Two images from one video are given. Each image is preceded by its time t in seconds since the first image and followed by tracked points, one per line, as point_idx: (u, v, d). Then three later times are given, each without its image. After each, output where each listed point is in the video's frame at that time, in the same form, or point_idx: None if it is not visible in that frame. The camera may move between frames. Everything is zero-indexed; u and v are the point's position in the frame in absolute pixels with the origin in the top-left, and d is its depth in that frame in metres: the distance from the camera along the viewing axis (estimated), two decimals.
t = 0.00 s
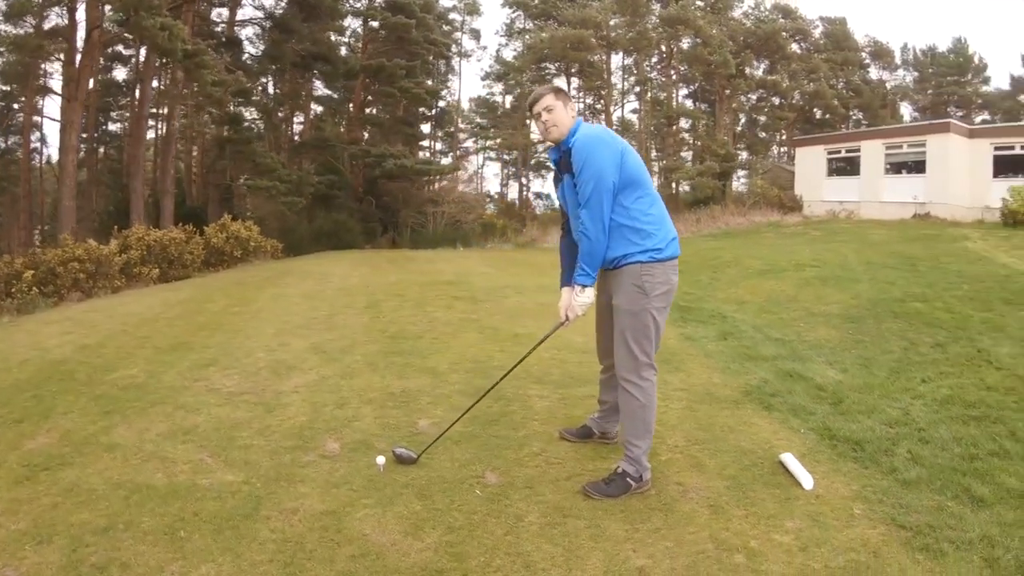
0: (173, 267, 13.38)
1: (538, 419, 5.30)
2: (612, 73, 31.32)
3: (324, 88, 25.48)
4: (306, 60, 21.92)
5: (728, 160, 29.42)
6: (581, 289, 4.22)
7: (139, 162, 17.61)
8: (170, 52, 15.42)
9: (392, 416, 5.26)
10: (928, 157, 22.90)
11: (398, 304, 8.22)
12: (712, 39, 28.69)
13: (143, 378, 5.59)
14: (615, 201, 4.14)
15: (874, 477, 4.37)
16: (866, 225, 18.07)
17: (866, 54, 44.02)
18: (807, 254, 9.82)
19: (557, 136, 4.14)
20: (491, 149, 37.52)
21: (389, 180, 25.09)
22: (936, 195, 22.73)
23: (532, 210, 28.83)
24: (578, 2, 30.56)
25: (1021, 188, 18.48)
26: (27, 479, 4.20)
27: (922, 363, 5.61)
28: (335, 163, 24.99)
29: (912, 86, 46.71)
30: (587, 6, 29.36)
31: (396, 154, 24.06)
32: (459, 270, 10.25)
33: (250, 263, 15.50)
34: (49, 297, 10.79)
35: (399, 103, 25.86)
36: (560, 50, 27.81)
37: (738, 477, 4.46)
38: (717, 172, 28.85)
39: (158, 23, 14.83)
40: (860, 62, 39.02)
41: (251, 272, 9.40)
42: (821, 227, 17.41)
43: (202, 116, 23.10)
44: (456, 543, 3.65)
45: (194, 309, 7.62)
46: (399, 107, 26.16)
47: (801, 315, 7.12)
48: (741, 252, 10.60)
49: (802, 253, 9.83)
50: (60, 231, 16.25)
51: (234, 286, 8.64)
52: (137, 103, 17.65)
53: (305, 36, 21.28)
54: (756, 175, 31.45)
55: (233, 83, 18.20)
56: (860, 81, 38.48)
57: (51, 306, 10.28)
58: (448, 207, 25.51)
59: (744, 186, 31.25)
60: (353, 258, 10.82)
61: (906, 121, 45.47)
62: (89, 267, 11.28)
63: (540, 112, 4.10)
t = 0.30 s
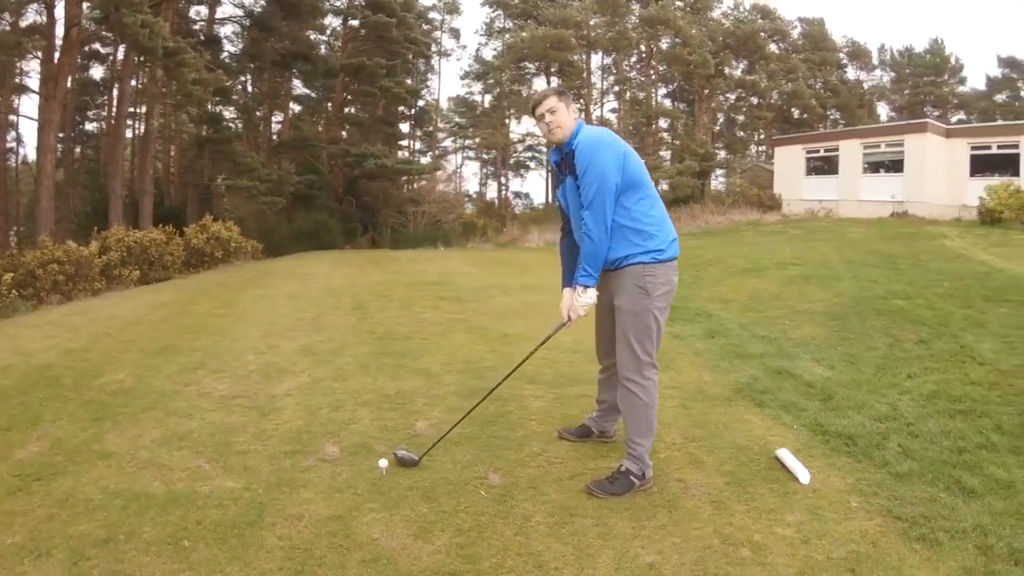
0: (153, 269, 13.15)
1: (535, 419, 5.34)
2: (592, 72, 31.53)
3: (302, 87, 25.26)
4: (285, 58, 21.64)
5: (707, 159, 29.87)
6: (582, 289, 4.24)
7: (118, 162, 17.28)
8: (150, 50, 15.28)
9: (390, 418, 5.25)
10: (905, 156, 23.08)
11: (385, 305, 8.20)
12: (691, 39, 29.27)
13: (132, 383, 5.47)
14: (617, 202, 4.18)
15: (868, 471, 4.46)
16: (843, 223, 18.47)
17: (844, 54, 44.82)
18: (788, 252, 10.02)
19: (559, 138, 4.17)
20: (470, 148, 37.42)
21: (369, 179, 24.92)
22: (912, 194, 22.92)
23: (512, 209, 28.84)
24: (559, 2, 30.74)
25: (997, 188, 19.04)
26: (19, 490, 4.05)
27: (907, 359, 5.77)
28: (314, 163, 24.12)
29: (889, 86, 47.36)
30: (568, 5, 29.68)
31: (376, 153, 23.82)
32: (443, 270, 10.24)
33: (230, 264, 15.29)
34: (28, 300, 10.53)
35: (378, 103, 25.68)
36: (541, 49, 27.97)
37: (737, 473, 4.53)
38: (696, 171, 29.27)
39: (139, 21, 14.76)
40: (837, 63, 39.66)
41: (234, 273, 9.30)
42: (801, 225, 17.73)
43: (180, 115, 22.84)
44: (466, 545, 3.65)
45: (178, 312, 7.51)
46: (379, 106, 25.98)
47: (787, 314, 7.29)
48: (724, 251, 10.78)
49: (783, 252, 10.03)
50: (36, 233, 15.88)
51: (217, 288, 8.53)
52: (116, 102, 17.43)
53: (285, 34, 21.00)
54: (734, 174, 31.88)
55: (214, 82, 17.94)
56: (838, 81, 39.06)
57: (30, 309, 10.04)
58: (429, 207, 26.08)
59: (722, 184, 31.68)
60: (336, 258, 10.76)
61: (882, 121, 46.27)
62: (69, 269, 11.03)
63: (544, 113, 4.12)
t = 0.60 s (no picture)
0: (135, 271, 12.98)
1: (529, 420, 5.37)
2: (574, 72, 31.71)
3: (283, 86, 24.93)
4: (267, 58, 21.40)
5: (688, 159, 30.15)
6: (579, 290, 4.27)
7: (99, 163, 16.98)
8: (132, 49, 15.19)
9: (385, 421, 5.25)
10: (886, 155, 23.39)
11: (372, 306, 8.19)
12: (673, 39, 28.99)
13: (120, 388, 5.39)
14: (615, 204, 4.23)
15: (859, 466, 4.51)
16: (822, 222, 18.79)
17: (823, 54, 45.48)
18: (770, 251, 10.21)
19: (557, 141, 4.22)
20: (451, 148, 37.37)
21: (351, 179, 24.49)
22: (894, 193, 23.08)
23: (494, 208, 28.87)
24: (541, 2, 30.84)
25: (975, 185, 19.44)
26: (12, 501, 3.98)
27: (892, 356, 5.90)
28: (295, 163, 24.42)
29: (868, 86, 47.52)
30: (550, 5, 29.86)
31: (358, 154, 23.66)
32: (428, 271, 10.25)
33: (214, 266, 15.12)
34: (9, 304, 10.34)
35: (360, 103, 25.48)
36: (523, 50, 27.99)
37: (732, 470, 4.58)
38: (678, 169, 29.55)
39: (121, 19, 14.75)
40: (817, 63, 40.17)
41: (218, 276, 9.23)
42: (782, 224, 17.99)
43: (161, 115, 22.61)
44: (470, 547, 3.65)
45: (163, 314, 7.43)
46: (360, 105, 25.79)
47: (772, 312, 7.44)
48: (707, 250, 10.95)
49: (766, 251, 10.20)
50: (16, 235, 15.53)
51: (202, 290, 8.45)
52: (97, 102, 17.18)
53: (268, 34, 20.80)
54: (715, 174, 32.21)
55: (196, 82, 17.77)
56: (818, 82, 39.60)
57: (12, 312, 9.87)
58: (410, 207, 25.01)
59: (703, 183, 31.99)
60: (321, 258, 10.72)
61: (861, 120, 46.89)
62: (50, 272, 10.84)
63: (541, 116, 4.17)
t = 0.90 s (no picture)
0: (111, 273, 12.73)
1: (522, 420, 5.40)
2: (552, 73, 31.77)
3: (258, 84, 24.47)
4: (243, 56, 21.07)
5: (665, 158, 30.44)
6: (575, 291, 4.29)
7: (74, 163, 16.58)
8: (108, 47, 14.90)
9: (377, 423, 5.24)
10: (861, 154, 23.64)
11: (355, 307, 8.14)
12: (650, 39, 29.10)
13: (105, 394, 5.29)
14: (610, 205, 4.27)
15: (848, 460, 4.58)
16: (797, 220, 19.15)
17: (799, 54, 46.10)
18: (749, 250, 10.41)
19: (552, 142, 4.27)
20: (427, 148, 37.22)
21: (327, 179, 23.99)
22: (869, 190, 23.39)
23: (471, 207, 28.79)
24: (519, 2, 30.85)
25: (950, 184, 19.87)
26: (1, 513, 3.88)
27: (873, 352, 6.05)
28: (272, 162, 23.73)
29: (842, 87, 47.83)
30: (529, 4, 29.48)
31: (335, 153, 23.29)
32: (409, 270, 10.25)
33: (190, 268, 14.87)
34: None
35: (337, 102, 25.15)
36: (501, 49, 27.85)
37: (725, 466, 4.65)
38: (655, 169, 29.84)
39: (98, 16, 14.51)
40: (793, 63, 40.69)
41: (197, 277, 9.11)
42: (758, 223, 18.31)
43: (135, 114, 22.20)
44: (474, 549, 3.66)
45: (142, 318, 7.30)
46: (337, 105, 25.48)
47: (754, 310, 7.60)
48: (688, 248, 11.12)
49: (745, 250, 10.40)
50: None
51: (181, 292, 8.33)
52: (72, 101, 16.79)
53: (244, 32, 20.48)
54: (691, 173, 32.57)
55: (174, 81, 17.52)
56: (793, 81, 40.10)
57: None
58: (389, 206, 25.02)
59: (679, 183, 32.33)
60: (301, 259, 10.64)
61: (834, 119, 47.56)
62: (26, 275, 10.55)
63: (537, 117, 4.24)
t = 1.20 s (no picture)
0: (91, 275, 12.63)
1: (515, 420, 5.42)
2: (535, 73, 31.83)
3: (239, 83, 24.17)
4: (224, 55, 20.85)
5: (646, 157, 30.67)
6: (570, 292, 4.32)
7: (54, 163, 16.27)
8: (89, 45, 14.69)
9: (370, 425, 5.23)
10: (842, 154, 24.10)
11: (341, 308, 8.11)
12: (632, 40, 29.38)
13: (92, 399, 5.21)
14: (606, 205, 4.29)
15: (838, 455, 4.65)
16: (778, 219, 19.42)
17: (779, 54, 46.68)
18: (732, 249, 10.58)
19: (547, 143, 4.30)
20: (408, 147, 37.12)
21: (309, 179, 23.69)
22: (850, 189, 23.91)
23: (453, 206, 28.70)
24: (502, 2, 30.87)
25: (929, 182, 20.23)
26: None
27: (858, 349, 6.17)
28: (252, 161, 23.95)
29: (822, 87, 48.56)
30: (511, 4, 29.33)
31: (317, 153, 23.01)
32: (394, 271, 10.25)
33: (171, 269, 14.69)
34: None
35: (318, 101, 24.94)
36: (483, 48, 27.78)
37: (718, 463, 4.69)
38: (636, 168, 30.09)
39: (80, 15, 14.32)
40: (773, 64, 41.13)
41: (180, 278, 9.03)
42: (739, 221, 18.58)
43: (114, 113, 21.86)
44: (477, 551, 3.66)
45: (125, 320, 7.20)
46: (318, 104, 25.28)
47: (739, 309, 7.72)
48: (671, 247, 11.26)
49: (727, 249, 10.57)
50: None
51: (164, 294, 8.23)
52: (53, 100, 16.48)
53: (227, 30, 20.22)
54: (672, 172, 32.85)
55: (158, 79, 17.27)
56: (774, 81, 40.48)
57: None
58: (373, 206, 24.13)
59: (660, 182, 32.60)
60: (285, 259, 10.56)
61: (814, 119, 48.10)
62: (7, 278, 10.42)
63: (533, 118, 4.25)
